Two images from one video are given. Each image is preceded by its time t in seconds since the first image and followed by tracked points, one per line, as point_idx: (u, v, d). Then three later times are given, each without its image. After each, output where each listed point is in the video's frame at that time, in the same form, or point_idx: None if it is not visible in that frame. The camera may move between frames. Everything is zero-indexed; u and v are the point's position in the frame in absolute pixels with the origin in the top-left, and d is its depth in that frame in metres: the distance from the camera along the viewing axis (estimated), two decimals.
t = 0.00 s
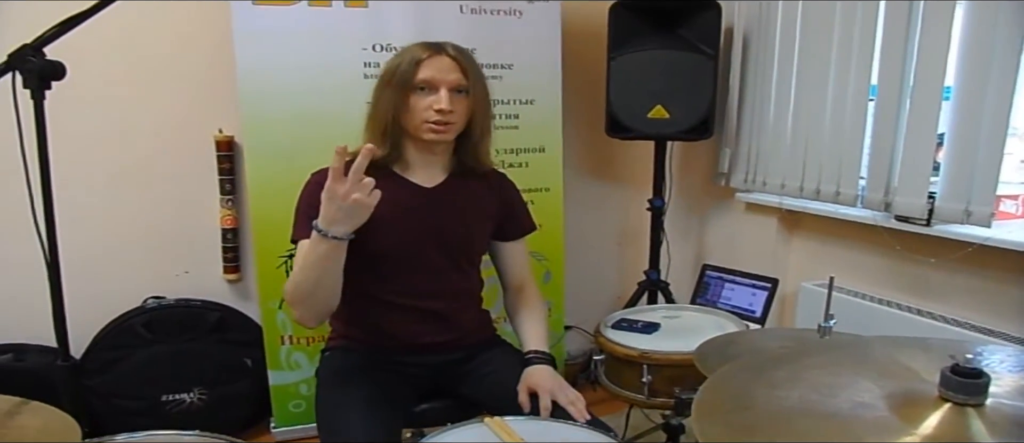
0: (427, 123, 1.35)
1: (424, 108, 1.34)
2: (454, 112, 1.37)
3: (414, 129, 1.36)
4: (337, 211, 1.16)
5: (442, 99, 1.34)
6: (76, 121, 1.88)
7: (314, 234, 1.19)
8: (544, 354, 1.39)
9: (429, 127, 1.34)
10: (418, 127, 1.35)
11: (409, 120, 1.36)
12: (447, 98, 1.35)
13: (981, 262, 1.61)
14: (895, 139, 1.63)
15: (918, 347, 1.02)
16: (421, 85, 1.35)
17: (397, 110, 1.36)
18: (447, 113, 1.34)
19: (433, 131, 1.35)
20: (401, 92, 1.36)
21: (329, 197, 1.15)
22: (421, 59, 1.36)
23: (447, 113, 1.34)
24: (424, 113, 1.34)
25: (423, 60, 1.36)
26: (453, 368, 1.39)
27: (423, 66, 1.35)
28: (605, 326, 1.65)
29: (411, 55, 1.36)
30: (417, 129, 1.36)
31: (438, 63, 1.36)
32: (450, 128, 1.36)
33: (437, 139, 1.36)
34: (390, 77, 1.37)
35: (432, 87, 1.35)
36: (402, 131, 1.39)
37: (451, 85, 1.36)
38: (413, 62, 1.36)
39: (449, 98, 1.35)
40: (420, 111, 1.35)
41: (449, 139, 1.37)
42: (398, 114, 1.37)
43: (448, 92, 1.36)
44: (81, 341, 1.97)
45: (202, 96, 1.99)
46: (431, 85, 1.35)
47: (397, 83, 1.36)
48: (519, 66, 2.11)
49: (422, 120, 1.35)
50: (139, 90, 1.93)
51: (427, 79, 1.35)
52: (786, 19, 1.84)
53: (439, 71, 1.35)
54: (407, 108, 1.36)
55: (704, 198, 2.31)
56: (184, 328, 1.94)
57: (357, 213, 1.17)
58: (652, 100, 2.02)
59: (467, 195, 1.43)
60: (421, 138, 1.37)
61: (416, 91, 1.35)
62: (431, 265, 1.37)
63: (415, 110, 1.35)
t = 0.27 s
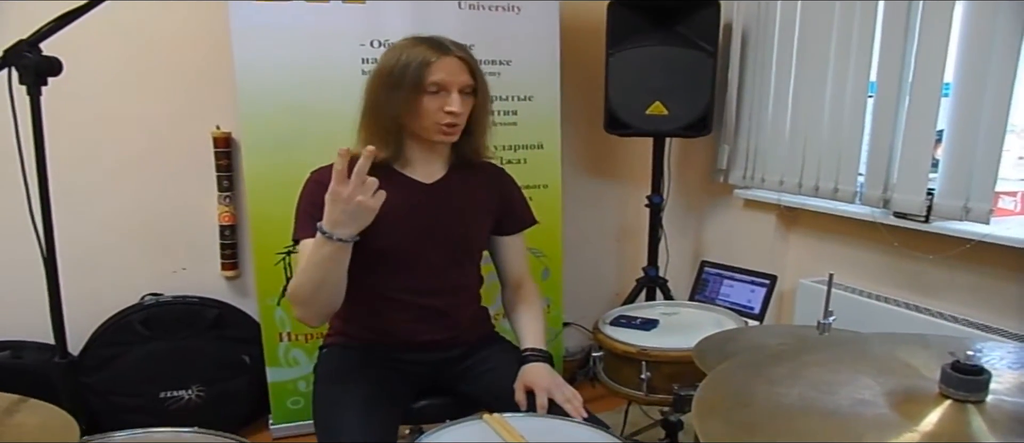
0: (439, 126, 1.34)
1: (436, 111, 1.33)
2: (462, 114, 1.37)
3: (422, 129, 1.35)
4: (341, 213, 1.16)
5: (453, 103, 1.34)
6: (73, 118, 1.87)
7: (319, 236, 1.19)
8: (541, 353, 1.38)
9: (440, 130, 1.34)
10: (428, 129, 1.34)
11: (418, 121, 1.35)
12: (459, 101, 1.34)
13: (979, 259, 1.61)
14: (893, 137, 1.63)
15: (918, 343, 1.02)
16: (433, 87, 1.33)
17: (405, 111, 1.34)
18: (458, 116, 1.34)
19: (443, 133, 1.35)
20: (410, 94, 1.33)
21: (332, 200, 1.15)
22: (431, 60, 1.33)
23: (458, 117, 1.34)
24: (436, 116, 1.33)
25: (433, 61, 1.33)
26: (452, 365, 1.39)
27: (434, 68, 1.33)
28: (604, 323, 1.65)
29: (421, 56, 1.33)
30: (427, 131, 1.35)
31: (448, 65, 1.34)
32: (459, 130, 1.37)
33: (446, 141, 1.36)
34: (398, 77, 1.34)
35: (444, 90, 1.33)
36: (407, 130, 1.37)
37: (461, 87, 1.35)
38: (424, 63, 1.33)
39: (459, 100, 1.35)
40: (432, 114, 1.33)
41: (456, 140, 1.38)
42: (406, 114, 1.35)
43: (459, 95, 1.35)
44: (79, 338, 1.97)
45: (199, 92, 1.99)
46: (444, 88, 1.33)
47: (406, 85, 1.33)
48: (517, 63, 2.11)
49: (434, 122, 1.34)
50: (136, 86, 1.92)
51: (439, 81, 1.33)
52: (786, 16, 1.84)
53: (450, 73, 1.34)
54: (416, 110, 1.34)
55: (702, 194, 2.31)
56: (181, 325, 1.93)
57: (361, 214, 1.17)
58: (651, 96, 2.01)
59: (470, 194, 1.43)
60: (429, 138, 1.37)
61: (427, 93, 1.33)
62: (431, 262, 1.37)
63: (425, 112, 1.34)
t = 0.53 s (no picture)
0: (441, 123, 1.34)
1: (436, 108, 1.33)
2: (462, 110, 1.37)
3: (423, 128, 1.35)
4: (361, 261, 1.16)
5: (453, 99, 1.34)
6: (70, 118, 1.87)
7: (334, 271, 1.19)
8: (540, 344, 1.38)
9: (441, 127, 1.34)
10: (429, 127, 1.35)
11: (418, 120, 1.35)
12: (459, 97, 1.35)
13: (978, 256, 1.61)
14: (891, 130, 1.63)
15: (916, 340, 1.02)
16: (432, 85, 1.33)
17: (405, 110, 1.34)
18: (459, 113, 1.35)
19: (444, 130, 1.35)
20: (409, 92, 1.33)
21: (349, 247, 1.14)
22: (428, 58, 1.33)
23: (459, 113, 1.35)
24: (437, 114, 1.33)
25: (431, 59, 1.33)
26: (454, 362, 1.39)
27: (432, 65, 1.33)
28: (603, 321, 1.65)
29: (418, 54, 1.33)
30: (428, 129, 1.35)
31: (446, 62, 1.34)
32: (460, 126, 1.37)
33: (448, 137, 1.37)
34: (395, 76, 1.34)
35: (443, 87, 1.34)
36: (407, 130, 1.37)
37: (459, 84, 1.36)
38: (421, 61, 1.33)
39: (459, 97, 1.35)
40: (432, 112, 1.33)
41: (457, 136, 1.38)
42: (406, 114, 1.35)
43: (458, 92, 1.35)
44: (77, 338, 1.96)
45: (196, 91, 1.99)
46: (443, 85, 1.33)
47: (404, 83, 1.33)
48: (515, 61, 2.11)
49: (435, 120, 1.34)
50: (133, 86, 1.92)
51: (438, 79, 1.33)
52: (783, 13, 1.83)
53: (449, 70, 1.34)
54: (416, 108, 1.34)
55: (700, 191, 2.31)
56: (180, 325, 1.93)
57: (382, 261, 1.17)
58: (649, 94, 2.01)
59: (474, 192, 1.43)
60: (430, 136, 1.37)
61: (427, 91, 1.33)
62: (432, 259, 1.37)
63: (426, 110, 1.34)
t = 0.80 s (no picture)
0: (443, 124, 1.34)
1: (439, 109, 1.33)
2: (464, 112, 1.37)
3: (425, 129, 1.35)
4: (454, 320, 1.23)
5: (456, 101, 1.34)
6: (69, 115, 1.87)
7: (418, 322, 1.25)
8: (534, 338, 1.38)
9: (443, 129, 1.34)
10: (431, 128, 1.34)
11: (420, 121, 1.34)
12: (461, 99, 1.35)
13: (977, 255, 1.61)
14: (891, 131, 1.63)
15: (912, 340, 1.03)
16: (435, 86, 1.33)
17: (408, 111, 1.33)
18: (461, 114, 1.35)
19: (446, 131, 1.35)
20: (412, 93, 1.33)
21: (461, 307, 1.21)
22: (432, 59, 1.33)
23: (461, 115, 1.35)
24: (439, 115, 1.33)
25: (434, 61, 1.33)
26: (452, 361, 1.39)
27: (435, 67, 1.32)
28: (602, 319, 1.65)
29: (421, 56, 1.32)
30: (430, 131, 1.35)
31: (449, 64, 1.34)
32: (461, 128, 1.37)
33: (449, 139, 1.36)
34: (398, 77, 1.33)
35: (446, 88, 1.33)
36: (408, 130, 1.36)
37: (462, 85, 1.36)
38: (425, 63, 1.32)
39: (461, 99, 1.35)
40: (435, 113, 1.33)
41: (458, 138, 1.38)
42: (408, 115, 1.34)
43: (460, 93, 1.35)
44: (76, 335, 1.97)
45: (196, 89, 1.99)
46: (446, 87, 1.33)
47: (407, 84, 1.33)
48: (515, 59, 2.11)
49: (437, 121, 1.33)
50: (133, 84, 1.92)
51: (441, 80, 1.32)
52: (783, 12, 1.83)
53: (452, 72, 1.34)
54: (418, 110, 1.34)
55: (700, 190, 2.31)
56: (179, 323, 1.93)
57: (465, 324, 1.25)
58: (649, 93, 2.01)
59: (475, 193, 1.43)
60: (431, 138, 1.37)
61: (430, 93, 1.33)
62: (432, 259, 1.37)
63: (428, 112, 1.33)
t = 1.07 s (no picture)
0: (443, 120, 1.34)
1: (439, 105, 1.33)
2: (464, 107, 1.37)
3: (425, 125, 1.35)
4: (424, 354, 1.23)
5: (456, 96, 1.34)
6: (71, 114, 1.87)
7: (397, 333, 1.26)
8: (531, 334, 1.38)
9: (445, 124, 1.34)
10: (432, 124, 1.34)
11: (421, 117, 1.34)
12: (461, 94, 1.35)
13: (978, 253, 1.61)
14: (892, 129, 1.61)
15: (915, 339, 1.02)
16: (434, 82, 1.33)
17: (408, 108, 1.33)
18: (461, 109, 1.35)
19: (447, 127, 1.35)
20: (412, 90, 1.32)
21: (438, 366, 1.22)
22: (430, 56, 1.33)
23: (462, 109, 1.35)
24: (440, 111, 1.33)
25: (432, 57, 1.33)
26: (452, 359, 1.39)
27: (434, 63, 1.32)
28: (603, 318, 1.65)
29: (419, 52, 1.32)
30: (432, 127, 1.34)
31: (447, 59, 1.34)
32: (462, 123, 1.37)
33: (451, 134, 1.36)
34: (396, 74, 1.33)
35: (446, 84, 1.33)
36: (409, 128, 1.36)
37: (461, 80, 1.36)
38: (423, 59, 1.32)
39: (461, 94, 1.35)
40: (435, 109, 1.33)
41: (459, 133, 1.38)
42: (409, 112, 1.34)
43: (460, 88, 1.35)
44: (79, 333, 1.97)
45: (197, 88, 1.99)
46: (445, 83, 1.33)
47: (406, 82, 1.32)
48: (516, 58, 2.11)
49: (438, 117, 1.33)
50: (134, 82, 1.92)
51: (440, 76, 1.33)
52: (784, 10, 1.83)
53: (451, 67, 1.34)
54: (418, 106, 1.33)
55: (701, 189, 2.31)
56: (181, 321, 1.94)
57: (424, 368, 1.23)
58: (650, 90, 2.01)
59: (478, 189, 1.43)
60: (431, 134, 1.36)
61: (429, 89, 1.32)
62: (434, 257, 1.37)
63: (428, 108, 1.33)
